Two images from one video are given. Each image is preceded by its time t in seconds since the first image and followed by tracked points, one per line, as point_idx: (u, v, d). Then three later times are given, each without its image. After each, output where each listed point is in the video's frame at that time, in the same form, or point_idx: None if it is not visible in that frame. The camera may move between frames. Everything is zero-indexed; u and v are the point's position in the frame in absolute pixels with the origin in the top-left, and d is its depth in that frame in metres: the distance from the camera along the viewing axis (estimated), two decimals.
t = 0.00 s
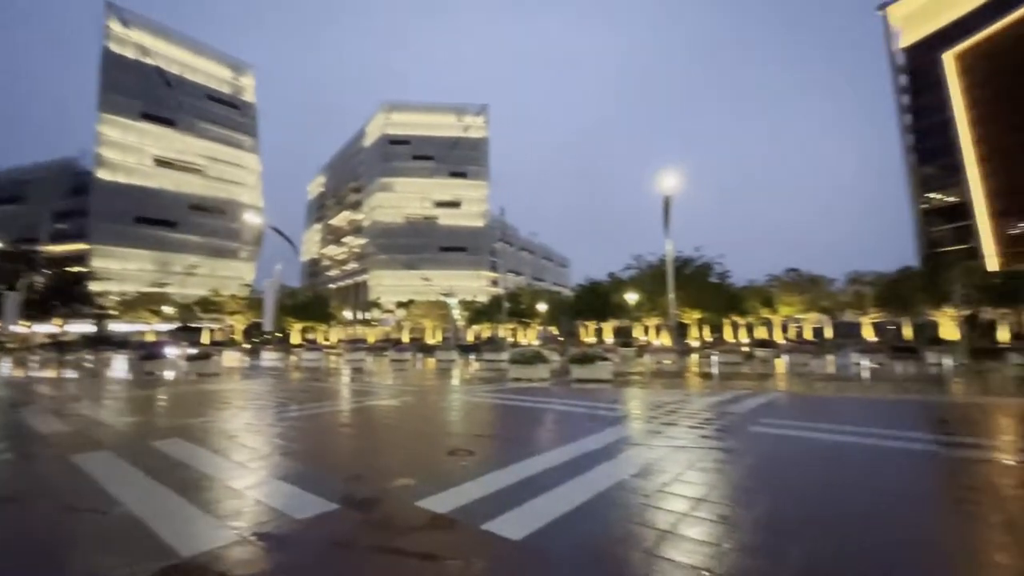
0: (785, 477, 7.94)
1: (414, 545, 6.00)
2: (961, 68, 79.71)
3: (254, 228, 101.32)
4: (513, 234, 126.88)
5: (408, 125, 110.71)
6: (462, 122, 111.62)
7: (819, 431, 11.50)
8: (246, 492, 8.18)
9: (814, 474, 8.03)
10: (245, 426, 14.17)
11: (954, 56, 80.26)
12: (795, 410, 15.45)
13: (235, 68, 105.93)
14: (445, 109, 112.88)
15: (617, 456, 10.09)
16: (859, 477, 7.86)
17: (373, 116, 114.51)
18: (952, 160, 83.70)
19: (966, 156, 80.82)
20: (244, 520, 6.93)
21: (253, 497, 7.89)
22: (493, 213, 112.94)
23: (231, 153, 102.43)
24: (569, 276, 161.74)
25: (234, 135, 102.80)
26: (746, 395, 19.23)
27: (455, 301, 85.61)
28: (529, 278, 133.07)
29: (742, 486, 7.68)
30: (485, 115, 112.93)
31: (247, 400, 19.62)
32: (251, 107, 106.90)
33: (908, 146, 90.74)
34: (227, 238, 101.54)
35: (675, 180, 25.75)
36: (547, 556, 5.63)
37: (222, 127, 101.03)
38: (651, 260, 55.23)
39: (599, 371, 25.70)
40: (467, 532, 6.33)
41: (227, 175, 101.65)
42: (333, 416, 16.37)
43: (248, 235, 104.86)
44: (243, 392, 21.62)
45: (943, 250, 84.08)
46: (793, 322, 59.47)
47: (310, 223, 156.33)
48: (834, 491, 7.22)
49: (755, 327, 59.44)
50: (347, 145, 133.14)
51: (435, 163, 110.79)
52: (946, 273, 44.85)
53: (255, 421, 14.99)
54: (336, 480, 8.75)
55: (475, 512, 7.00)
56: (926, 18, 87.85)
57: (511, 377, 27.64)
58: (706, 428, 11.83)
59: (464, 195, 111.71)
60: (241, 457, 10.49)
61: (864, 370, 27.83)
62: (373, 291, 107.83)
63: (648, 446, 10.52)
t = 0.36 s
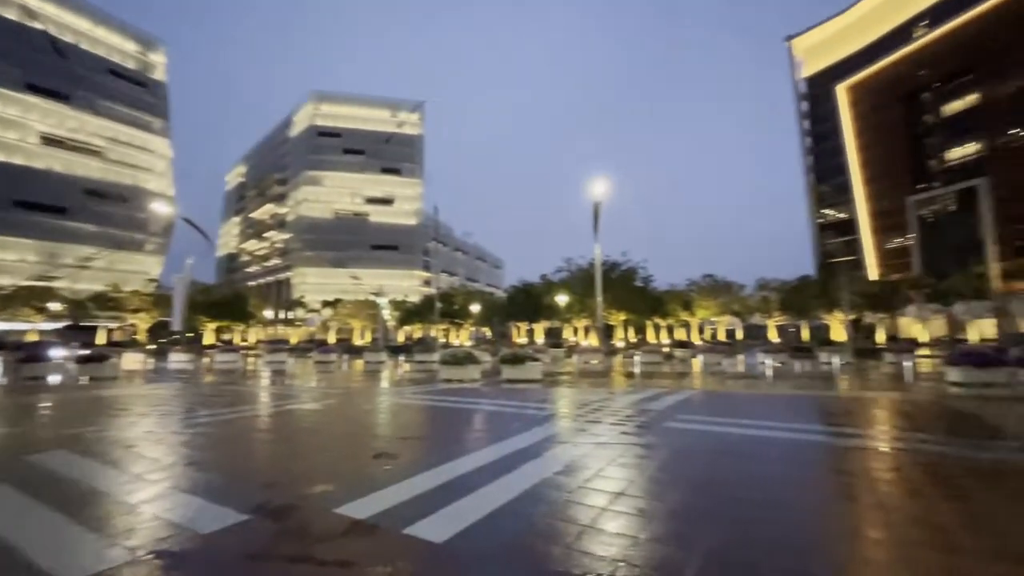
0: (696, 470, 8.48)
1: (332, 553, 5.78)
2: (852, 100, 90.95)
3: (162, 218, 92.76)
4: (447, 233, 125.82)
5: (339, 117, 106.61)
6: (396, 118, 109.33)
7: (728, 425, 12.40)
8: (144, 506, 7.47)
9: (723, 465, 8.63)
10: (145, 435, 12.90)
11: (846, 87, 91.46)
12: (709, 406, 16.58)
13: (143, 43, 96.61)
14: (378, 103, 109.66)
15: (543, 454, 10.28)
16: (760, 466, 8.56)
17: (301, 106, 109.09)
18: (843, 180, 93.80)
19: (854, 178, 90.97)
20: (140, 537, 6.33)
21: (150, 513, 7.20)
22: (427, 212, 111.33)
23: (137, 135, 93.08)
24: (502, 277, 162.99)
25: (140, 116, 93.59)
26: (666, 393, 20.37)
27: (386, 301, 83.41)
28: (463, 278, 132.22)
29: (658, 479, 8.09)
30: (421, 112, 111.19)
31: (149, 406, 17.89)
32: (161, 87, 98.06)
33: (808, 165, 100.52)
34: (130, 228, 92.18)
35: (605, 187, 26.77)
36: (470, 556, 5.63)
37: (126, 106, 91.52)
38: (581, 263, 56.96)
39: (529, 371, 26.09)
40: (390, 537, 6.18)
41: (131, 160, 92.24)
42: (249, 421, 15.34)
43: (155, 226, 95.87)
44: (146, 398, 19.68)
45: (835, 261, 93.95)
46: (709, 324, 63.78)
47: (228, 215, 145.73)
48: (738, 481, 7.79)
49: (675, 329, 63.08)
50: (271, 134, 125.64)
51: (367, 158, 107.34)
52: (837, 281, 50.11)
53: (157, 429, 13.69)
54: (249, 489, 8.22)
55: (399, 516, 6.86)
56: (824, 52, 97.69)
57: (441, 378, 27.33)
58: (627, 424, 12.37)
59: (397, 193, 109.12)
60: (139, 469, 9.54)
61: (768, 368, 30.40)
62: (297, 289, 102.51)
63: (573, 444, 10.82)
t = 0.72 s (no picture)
0: (619, 467, 8.81)
1: (243, 569, 5.41)
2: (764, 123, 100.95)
3: (51, 205, 82.67)
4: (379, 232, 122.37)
5: (264, 106, 100.37)
6: (327, 112, 104.88)
7: (647, 423, 13.04)
8: (16, 530, 6.56)
9: (641, 463, 9.04)
10: (23, 449, 11.39)
11: (759, 111, 101.78)
12: (632, 406, 17.33)
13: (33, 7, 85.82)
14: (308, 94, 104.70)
15: (470, 456, 10.26)
16: (675, 463, 9.05)
17: (221, 91, 101.64)
18: (755, 196, 102.00)
19: (764, 194, 99.50)
20: (8, 566, 5.57)
21: (22, 537, 6.34)
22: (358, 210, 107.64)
23: (24, 110, 82.09)
24: (437, 278, 161.11)
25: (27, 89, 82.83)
26: (591, 394, 21.13)
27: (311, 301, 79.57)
28: (395, 279, 128.82)
29: (581, 478, 8.32)
30: (354, 107, 107.49)
31: (29, 416, 15.87)
32: (52, 58, 87.83)
33: (726, 181, 108.37)
34: (11, 215, 81.42)
35: (539, 193, 27.27)
36: (391, 565, 5.47)
37: (9, 77, 80.54)
38: (514, 267, 57.72)
39: (459, 374, 25.97)
40: (305, 549, 5.88)
41: (16, 138, 80.99)
42: (151, 430, 14.01)
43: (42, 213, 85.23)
44: (25, 407, 17.44)
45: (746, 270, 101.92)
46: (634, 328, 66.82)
47: (132, 204, 132.65)
48: (655, 477, 8.19)
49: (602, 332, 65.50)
50: (185, 119, 116.04)
51: (294, 151, 102.05)
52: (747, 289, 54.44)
53: (39, 442, 12.15)
54: (146, 506, 7.46)
55: (316, 526, 6.56)
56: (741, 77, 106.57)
57: (369, 382, 26.53)
58: (554, 425, 12.65)
59: (327, 188, 104.59)
60: (13, 488, 8.40)
61: (685, 369, 32.37)
62: (213, 287, 95.44)
63: (500, 446, 10.89)
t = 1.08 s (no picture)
0: (554, 470, 8.92)
1: None
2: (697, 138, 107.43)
3: None
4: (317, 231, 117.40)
5: (192, 93, 93.89)
6: (262, 103, 99.60)
7: (583, 426, 13.34)
8: None
9: (574, 465, 9.21)
10: None
11: (693, 128, 108.10)
12: (570, 409, 17.67)
13: None
14: (241, 84, 98.85)
15: (405, 463, 10.03)
16: (607, 464, 9.30)
17: (142, 75, 94.09)
18: (688, 208, 107.59)
19: (696, 206, 105.18)
20: None
21: None
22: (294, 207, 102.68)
23: None
24: (377, 280, 156.81)
25: None
26: (530, 398, 21.35)
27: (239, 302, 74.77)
28: (332, 279, 124.05)
29: (515, 482, 8.36)
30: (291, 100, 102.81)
31: None
32: None
33: (661, 193, 113.54)
34: None
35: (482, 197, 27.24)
36: None
37: None
38: (457, 270, 57.36)
39: (397, 379, 25.33)
40: (221, 567, 5.50)
41: None
42: (48, 443, 12.62)
43: None
44: None
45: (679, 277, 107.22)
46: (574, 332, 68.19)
47: (32, 192, 119.24)
48: (586, 479, 8.36)
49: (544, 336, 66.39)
50: (99, 102, 106.04)
51: (224, 142, 95.92)
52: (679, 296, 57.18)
53: None
54: (35, 527, 6.69)
55: (234, 542, 6.15)
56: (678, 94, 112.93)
57: (300, 388, 25.32)
58: (492, 430, 12.64)
59: (260, 184, 98.94)
60: None
61: (620, 373, 33.45)
62: (127, 286, 87.65)
63: (435, 452, 10.72)
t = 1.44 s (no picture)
0: (488, 475, 8.86)
1: None
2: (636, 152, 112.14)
3: None
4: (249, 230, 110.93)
5: (107, 75, 86.00)
6: (190, 92, 93.03)
7: (519, 431, 13.36)
8: None
9: (509, 470, 9.15)
10: None
11: (632, 142, 112.82)
12: (509, 414, 17.68)
13: None
14: (166, 69, 91.88)
15: (334, 472, 9.56)
16: (541, 469, 9.29)
17: (48, 52, 85.28)
18: (626, 219, 111.73)
19: (634, 217, 109.46)
20: None
21: None
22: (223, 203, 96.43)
23: None
24: (313, 282, 150.29)
25: None
26: (469, 403, 21.19)
27: (157, 303, 68.88)
28: (264, 281, 117.81)
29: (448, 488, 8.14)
30: (223, 91, 96.55)
31: None
32: None
33: (602, 203, 117.18)
34: None
35: (425, 200, 26.85)
36: None
37: None
38: (398, 273, 56.15)
39: (330, 386, 24.29)
40: None
41: None
42: None
43: None
44: None
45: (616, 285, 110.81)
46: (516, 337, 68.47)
47: None
48: (520, 484, 8.30)
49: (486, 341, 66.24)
50: None
51: (145, 131, 88.58)
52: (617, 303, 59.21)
53: None
54: None
55: (131, 565, 5.56)
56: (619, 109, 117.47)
57: (224, 395, 23.65)
58: (427, 437, 12.36)
59: (185, 177, 92.04)
60: None
61: (560, 377, 33.95)
62: (22, 283, 78.42)
63: (367, 461, 10.30)
